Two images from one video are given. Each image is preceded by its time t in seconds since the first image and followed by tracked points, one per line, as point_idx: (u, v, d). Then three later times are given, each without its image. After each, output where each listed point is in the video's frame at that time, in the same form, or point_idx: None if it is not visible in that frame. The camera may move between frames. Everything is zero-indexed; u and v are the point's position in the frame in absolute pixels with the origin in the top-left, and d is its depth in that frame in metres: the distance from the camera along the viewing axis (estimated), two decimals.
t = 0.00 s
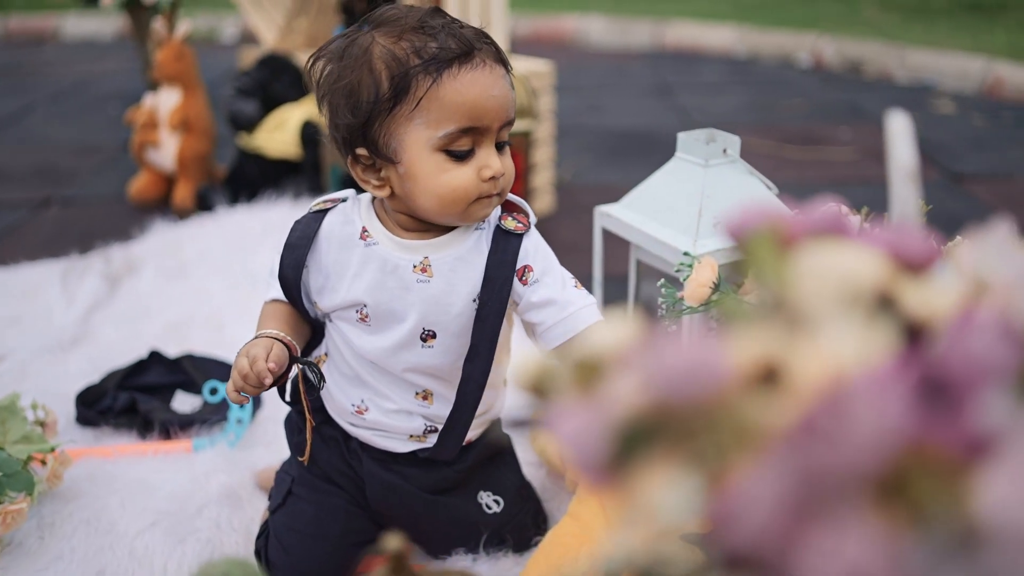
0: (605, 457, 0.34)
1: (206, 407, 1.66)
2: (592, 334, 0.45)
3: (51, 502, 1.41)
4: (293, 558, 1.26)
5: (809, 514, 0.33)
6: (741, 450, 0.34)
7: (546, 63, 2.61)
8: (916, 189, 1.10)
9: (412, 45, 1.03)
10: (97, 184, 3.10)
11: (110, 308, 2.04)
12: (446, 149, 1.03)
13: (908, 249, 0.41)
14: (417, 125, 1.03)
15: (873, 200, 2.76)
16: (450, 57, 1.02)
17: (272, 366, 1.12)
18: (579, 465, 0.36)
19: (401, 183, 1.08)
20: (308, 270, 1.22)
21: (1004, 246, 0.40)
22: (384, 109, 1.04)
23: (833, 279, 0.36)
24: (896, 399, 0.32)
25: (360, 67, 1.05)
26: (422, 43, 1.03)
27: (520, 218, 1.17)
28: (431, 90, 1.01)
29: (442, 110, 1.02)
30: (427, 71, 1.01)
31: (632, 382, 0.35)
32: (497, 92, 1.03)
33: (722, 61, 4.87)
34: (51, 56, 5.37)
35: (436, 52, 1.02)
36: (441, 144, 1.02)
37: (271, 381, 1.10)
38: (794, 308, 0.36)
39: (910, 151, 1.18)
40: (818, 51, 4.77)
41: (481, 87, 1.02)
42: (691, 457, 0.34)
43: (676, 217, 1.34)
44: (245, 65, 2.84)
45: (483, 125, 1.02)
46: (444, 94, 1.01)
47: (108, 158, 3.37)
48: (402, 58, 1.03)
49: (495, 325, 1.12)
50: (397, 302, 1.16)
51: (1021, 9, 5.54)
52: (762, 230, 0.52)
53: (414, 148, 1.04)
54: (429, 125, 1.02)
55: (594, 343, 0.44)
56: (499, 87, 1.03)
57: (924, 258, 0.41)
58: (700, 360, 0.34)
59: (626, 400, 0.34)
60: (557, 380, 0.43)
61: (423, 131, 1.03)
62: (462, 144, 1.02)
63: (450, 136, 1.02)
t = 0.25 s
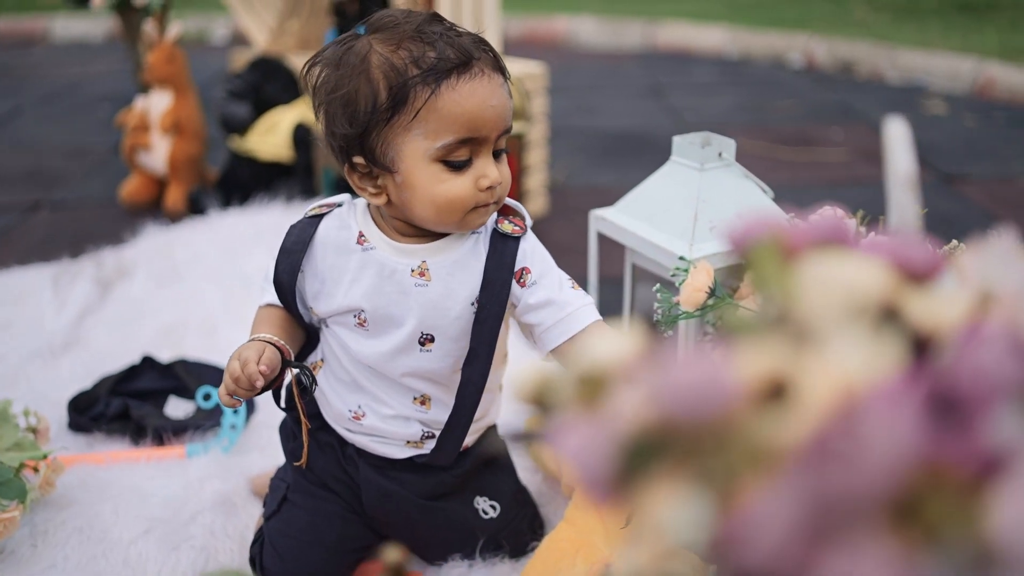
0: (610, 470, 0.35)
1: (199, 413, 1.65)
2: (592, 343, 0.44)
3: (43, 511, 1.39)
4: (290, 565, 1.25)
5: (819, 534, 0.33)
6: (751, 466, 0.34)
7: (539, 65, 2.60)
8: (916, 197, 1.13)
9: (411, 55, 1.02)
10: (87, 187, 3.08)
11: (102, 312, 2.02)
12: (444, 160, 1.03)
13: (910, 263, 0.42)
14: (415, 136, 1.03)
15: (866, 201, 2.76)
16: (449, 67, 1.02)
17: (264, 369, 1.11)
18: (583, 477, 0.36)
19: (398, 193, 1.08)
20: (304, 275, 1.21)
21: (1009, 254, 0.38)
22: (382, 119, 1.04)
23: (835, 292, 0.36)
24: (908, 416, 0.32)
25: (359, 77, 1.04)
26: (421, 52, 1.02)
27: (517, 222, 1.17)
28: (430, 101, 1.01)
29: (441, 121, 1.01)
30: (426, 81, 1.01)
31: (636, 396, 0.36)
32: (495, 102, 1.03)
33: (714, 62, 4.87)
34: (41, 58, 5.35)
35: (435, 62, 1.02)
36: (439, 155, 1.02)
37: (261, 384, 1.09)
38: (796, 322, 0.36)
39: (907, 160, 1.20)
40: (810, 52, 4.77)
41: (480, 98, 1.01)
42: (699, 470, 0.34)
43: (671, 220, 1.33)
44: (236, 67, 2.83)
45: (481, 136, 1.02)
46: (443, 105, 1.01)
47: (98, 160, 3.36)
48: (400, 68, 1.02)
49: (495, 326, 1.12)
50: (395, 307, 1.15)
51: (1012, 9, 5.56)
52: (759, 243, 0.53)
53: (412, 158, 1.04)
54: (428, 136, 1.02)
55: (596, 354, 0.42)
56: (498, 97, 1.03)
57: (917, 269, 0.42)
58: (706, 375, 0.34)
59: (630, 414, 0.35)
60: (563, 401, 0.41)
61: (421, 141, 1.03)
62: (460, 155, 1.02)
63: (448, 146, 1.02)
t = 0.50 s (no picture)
0: (619, 483, 0.36)
1: (194, 417, 1.64)
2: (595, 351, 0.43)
3: (37, 517, 1.39)
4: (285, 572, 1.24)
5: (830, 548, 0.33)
6: (762, 483, 0.34)
7: (533, 66, 2.59)
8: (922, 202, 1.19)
9: (411, 60, 1.02)
10: (80, 190, 3.07)
11: (96, 316, 2.01)
12: (444, 165, 1.03)
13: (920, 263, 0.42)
14: (415, 141, 1.03)
15: (862, 202, 2.76)
16: (450, 71, 1.01)
17: (260, 375, 1.10)
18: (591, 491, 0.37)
19: (397, 197, 1.07)
20: (301, 281, 1.20)
21: (1010, 263, 0.39)
22: (382, 124, 1.03)
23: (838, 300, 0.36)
24: (919, 433, 0.33)
25: (358, 82, 1.04)
26: (421, 57, 1.02)
27: (514, 224, 1.17)
28: (431, 106, 1.01)
29: (442, 126, 1.01)
30: (427, 86, 1.01)
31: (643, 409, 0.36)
32: (496, 107, 1.02)
33: (707, 63, 4.87)
34: (33, 59, 5.33)
35: (435, 67, 1.01)
36: (439, 160, 1.02)
37: (259, 390, 1.09)
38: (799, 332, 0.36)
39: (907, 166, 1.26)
40: (804, 53, 4.78)
41: (481, 103, 1.01)
42: (708, 485, 0.34)
43: (667, 224, 1.33)
44: (230, 69, 2.82)
45: (482, 141, 1.02)
46: (444, 110, 1.01)
47: (91, 163, 3.35)
48: (401, 73, 1.02)
49: (494, 326, 1.12)
50: (394, 311, 1.15)
51: (1004, 9, 5.58)
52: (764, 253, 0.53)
53: (413, 163, 1.04)
54: (428, 141, 1.02)
55: (599, 362, 0.41)
56: (498, 102, 1.03)
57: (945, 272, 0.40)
58: (715, 388, 0.34)
59: (637, 427, 0.35)
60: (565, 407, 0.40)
61: (422, 146, 1.03)
62: (461, 160, 1.02)
63: (449, 151, 1.02)
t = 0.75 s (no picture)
0: (629, 499, 0.36)
1: (189, 422, 1.63)
2: (598, 362, 0.44)
3: (31, 525, 1.37)
4: None
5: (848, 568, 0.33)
6: (778, 500, 0.34)
7: (528, 68, 2.58)
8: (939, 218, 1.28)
9: (412, 64, 1.01)
10: (73, 193, 3.05)
11: (89, 321, 2.00)
12: (446, 169, 1.03)
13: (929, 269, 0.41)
14: (417, 146, 1.02)
15: (856, 202, 2.76)
16: (450, 76, 1.01)
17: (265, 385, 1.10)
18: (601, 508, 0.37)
19: (397, 201, 1.07)
20: (297, 288, 1.19)
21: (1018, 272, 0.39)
22: (384, 130, 1.03)
23: (848, 311, 0.36)
24: (938, 451, 0.32)
25: (359, 87, 1.02)
26: (422, 61, 1.01)
27: (509, 230, 1.17)
28: (434, 111, 1.00)
29: (445, 131, 1.01)
30: (430, 91, 1.00)
31: (652, 423, 0.36)
32: (494, 111, 1.03)
33: (700, 63, 4.87)
34: (24, 60, 5.31)
35: (437, 71, 1.01)
36: (442, 164, 1.02)
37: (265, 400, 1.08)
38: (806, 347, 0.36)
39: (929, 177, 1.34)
40: (796, 53, 4.79)
41: (481, 107, 1.02)
42: (721, 504, 0.34)
43: (664, 226, 1.33)
44: (223, 71, 2.80)
45: (482, 144, 1.02)
46: (448, 115, 1.00)
47: (83, 165, 3.33)
48: (403, 78, 1.01)
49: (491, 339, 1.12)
50: (391, 316, 1.15)
51: (996, 8, 5.59)
52: (766, 267, 0.53)
53: (415, 168, 1.03)
54: (431, 145, 1.02)
55: (605, 374, 0.41)
56: (496, 105, 1.03)
57: (949, 278, 0.40)
58: (727, 404, 0.34)
59: (646, 442, 0.35)
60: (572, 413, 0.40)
61: (424, 151, 1.02)
62: (462, 164, 1.02)
63: (451, 156, 1.02)
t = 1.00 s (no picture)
0: (636, 512, 0.35)
1: (185, 427, 1.62)
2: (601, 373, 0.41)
3: (27, 530, 1.36)
4: None
5: None
6: (791, 515, 0.33)
7: (523, 69, 2.57)
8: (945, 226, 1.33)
9: (411, 71, 1.01)
10: (67, 195, 3.04)
11: (84, 324, 1.99)
12: (444, 176, 1.03)
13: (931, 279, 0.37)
14: (416, 153, 1.02)
15: (851, 203, 2.76)
16: (449, 83, 1.01)
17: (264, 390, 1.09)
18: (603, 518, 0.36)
19: (394, 208, 1.06)
20: (289, 294, 1.19)
21: None
22: (383, 137, 1.02)
23: (858, 318, 0.34)
24: (952, 467, 0.31)
25: (358, 94, 1.02)
26: (421, 69, 1.01)
27: (501, 241, 1.17)
28: (434, 119, 1.00)
29: (445, 138, 1.01)
30: (430, 99, 1.00)
31: (663, 434, 0.35)
32: (492, 118, 1.03)
33: (695, 64, 4.88)
34: (17, 62, 5.30)
35: (435, 78, 1.01)
36: (440, 171, 1.02)
37: (264, 406, 1.08)
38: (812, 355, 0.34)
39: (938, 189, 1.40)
40: (791, 53, 4.79)
41: (479, 114, 1.02)
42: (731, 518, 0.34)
43: (662, 229, 1.33)
44: (217, 73, 2.79)
45: (480, 151, 1.03)
46: (448, 122, 1.00)
47: (77, 167, 3.32)
48: (402, 85, 1.00)
49: (484, 351, 1.12)
50: (383, 322, 1.15)
51: (990, 8, 5.60)
52: (770, 274, 0.52)
53: (413, 175, 1.03)
54: (430, 153, 1.01)
55: (607, 383, 0.39)
56: (493, 112, 1.03)
57: (955, 286, 0.38)
58: (738, 415, 0.33)
59: (655, 454, 0.34)
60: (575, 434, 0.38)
61: (423, 158, 1.02)
62: (461, 170, 1.02)
63: (450, 163, 1.02)
